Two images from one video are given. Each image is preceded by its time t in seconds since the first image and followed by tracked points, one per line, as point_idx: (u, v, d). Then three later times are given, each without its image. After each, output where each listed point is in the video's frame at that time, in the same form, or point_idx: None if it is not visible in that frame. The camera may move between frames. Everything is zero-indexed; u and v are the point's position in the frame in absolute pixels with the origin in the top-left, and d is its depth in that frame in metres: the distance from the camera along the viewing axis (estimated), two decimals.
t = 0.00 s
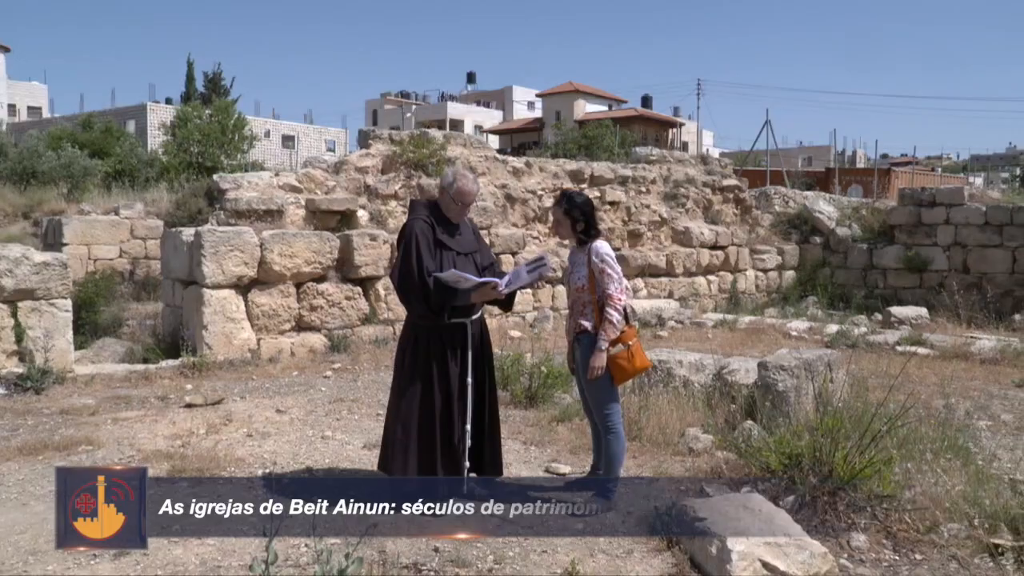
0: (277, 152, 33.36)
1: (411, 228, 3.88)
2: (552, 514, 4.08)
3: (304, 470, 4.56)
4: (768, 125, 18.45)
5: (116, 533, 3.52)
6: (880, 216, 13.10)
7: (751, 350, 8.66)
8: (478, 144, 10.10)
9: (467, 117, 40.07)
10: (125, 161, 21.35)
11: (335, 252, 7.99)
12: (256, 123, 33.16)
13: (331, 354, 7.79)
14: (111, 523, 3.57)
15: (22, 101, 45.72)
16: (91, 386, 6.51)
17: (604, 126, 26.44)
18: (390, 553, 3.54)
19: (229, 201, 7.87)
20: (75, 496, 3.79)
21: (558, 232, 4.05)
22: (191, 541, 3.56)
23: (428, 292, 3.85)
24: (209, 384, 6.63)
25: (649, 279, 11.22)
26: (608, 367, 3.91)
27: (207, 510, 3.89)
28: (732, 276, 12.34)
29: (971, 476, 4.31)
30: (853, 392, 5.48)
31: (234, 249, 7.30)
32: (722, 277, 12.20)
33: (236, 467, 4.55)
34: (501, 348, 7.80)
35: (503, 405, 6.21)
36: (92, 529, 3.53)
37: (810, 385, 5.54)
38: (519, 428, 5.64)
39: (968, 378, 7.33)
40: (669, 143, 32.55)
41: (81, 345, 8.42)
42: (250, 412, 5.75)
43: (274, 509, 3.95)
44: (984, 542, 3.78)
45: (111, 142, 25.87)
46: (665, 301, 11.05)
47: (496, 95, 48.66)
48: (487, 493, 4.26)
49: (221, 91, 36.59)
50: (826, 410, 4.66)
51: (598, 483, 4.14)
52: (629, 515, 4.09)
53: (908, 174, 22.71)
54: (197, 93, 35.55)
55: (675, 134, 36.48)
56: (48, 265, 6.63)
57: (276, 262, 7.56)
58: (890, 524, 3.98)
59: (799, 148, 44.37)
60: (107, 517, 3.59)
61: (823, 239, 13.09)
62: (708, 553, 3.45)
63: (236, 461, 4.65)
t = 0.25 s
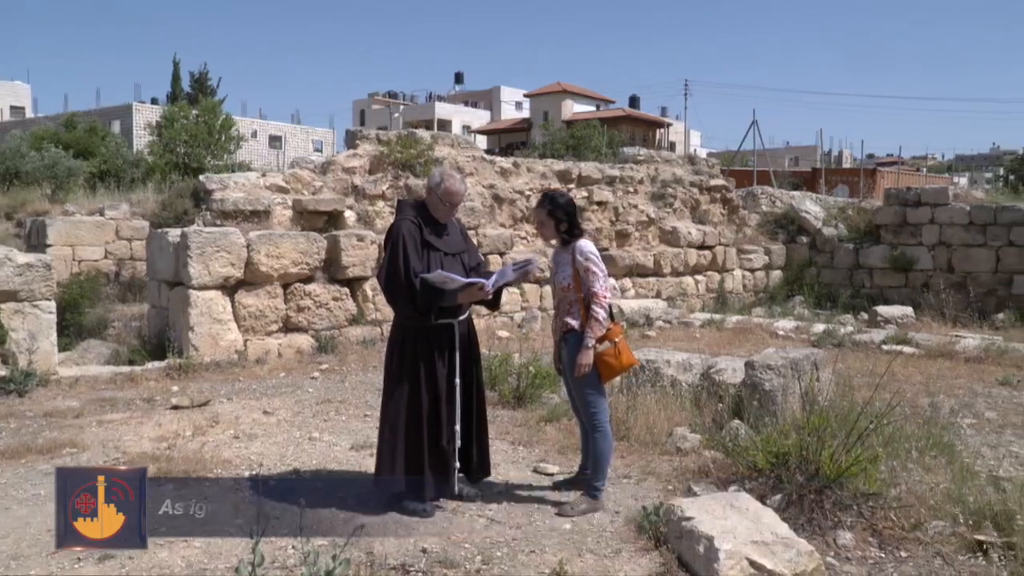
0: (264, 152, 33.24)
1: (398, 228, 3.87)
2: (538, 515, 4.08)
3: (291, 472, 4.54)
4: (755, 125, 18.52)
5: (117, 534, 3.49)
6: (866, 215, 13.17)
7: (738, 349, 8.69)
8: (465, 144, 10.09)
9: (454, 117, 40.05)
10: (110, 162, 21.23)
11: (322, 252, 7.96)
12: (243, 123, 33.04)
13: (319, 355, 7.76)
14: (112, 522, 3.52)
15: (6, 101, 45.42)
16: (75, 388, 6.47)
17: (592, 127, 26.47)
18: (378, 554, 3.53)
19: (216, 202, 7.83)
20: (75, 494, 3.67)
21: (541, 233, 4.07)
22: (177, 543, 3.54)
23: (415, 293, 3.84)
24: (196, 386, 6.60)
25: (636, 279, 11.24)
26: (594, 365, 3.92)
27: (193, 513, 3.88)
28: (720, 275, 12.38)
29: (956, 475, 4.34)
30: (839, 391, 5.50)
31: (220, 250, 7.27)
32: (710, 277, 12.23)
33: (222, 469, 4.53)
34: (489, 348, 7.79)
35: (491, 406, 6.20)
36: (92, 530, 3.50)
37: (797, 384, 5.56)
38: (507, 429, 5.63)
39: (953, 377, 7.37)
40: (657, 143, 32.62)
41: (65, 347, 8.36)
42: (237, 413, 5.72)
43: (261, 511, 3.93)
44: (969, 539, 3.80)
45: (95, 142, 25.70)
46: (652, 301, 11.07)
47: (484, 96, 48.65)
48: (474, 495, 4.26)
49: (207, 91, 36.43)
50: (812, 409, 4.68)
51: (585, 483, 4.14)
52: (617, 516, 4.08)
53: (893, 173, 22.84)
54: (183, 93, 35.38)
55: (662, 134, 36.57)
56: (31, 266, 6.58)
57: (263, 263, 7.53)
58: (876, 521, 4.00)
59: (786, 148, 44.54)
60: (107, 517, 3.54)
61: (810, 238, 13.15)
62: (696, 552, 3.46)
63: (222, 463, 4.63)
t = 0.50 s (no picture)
0: (248, 152, 33.09)
1: (383, 229, 3.86)
2: (522, 516, 4.07)
3: (275, 473, 4.52)
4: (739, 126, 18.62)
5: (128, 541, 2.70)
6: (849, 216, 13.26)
7: (723, 349, 8.72)
8: (450, 145, 10.08)
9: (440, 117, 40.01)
10: (92, 161, 21.08)
11: (306, 253, 7.93)
12: (227, 123, 32.88)
13: (303, 356, 7.73)
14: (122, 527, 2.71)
15: None
16: (56, 390, 6.41)
17: (577, 128, 26.53)
18: (362, 556, 3.52)
19: (199, 202, 7.78)
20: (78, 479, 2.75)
21: (522, 234, 4.07)
22: (159, 546, 3.51)
23: (399, 294, 3.83)
24: (179, 387, 6.55)
25: (621, 279, 11.26)
26: (578, 364, 3.93)
27: (175, 515, 3.85)
28: (704, 276, 12.42)
29: (936, 474, 4.38)
30: (822, 391, 5.53)
31: (203, 250, 7.23)
32: (694, 278, 12.27)
33: (205, 471, 4.50)
34: (474, 349, 7.78)
35: (476, 406, 6.20)
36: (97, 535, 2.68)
37: (780, 384, 5.58)
38: (492, 429, 5.63)
39: (935, 376, 7.44)
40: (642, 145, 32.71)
41: (46, 349, 8.28)
42: (220, 415, 5.69)
43: (243, 514, 3.90)
44: (949, 537, 3.84)
45: (77, 142, 25.50)
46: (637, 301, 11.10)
47: (469, 96, 48.64)
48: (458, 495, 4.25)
49: (190, 91, 36.23)
50: (796, 409, 4.70)
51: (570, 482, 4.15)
52: (601, 516, 4.09)
53: (876, 175, 23.02)
54: (166, 93, 35.18)
55: (647, 135, 36.68)
56: (11, 267, 6.52)
57: (246, 263, 7.49)
58: (858, 520, 4.03)
59: (770, 149, 44.78)
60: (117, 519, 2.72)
61: (793, 239, 13.23)
62: (680, 552, 3.47)
63: (205, 465, 4.60)
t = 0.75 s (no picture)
0: (229, 153, 32.89)
1: (366, 231, 3.85)
2: (506, 517, 4.07)
3: (257, 476, 4.50)
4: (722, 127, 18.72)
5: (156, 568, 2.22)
6: (830, 217, 13.34)
7: (706, 350, 8.76)
8: (434, 146, 10.07)
9: (423, 119, 39.97)
10: (71, 162, 20.89)
11: (289, 255, 7.90)
12: (208, 124, 32.69)
13: (286, 358, 7.69)
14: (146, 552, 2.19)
15: None
16: (34, 394, 6.34)
17: (560, 129, 26.57)
18: (345, 558, 3.51)
19: (180, 203, 7.73)
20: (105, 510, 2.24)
21: (501, 235, 4.07)
22: (140, 550, 3.49)
23: (382, 296, 3.82)
24: (160, 390, 6.51)
25: (605, 280, 11.29)
26: (561, 364, 3.94)
27: (156, 520, 3.82)
28: (687, 277, 12.47)
29: (916, 472, 4.41)
30: (804, 391, 5.56)
31: (185, 252, 7.18)
32: (677, 278, 12.31)
33: (187, 474, 4.47)
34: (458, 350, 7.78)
35: (459, 408, 6.19)
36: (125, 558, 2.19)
37: (762, 384, 5.61)
38: (476, 431, 5.62)
39: (915, 375, 7.50)
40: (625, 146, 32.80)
41: (24, 352, 8.19)
42: (202, 418, 5.65)
43: (225, 517, 3.88)
44: (929, 534, 3.88)
45: (56, 142, 25.24)
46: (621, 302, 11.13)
47: (452, 97, 48.60)
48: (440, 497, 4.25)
49: (171, 91, 35.98)
50: (778, 409, 4.73)
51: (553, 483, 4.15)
52: (584, 516, 4.10)
53: (857, 176, 23.21)
54: (146, 93, 34.91)
55: (630, 136, 36.78)
56: None
57: (229, 265, 7.45)
58: (840, 519, 4.06)
59: (753, 150, 45.03)
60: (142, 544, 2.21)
61: (775, 240, 13.30)
62: (663, 552, 3.48)
63: (187, 468, 4.57)
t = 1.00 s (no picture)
0: (211, 154, 32.72)
1: (349, 233, 3.84)
2: (490, 518, 4.07)
3: (240, 479, 4.48)
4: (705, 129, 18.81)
5: None
6: (812, 219, 13.43)
7: (689, 351, 8.79)
8: (417, 148, 10.06)
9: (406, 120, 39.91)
10: (50, 163, 20.73)
11: (271, 256, 7.86)
12: (190, 124, 32.52)
13: (268, 360, 7.66)
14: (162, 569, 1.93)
15: None
16: (13, 397, 6.28)
17: (544, 131, 26.60)
18: (328, 561, 3.49)
19: (162, 205, 7.68)
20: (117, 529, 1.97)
21: (483, 236, 4.06)
22: (120, 555, 3.46)
23: (365, 299, 3.81)
24: (141, 393, 6.46)
25: (588, 282, 11.31)
26: (545, 365, 3.95)
27: (136, 524, 3.79)
28: (670, 278, 12.51)
29: (896, 472, 4.45)
30: (786, 391, 5.59)
31: (166, 254, 7.14)
32: (661, 279, 12.35)
33: (168, 477, 4.44)
34: (442, 352, 7.76)
35: (443, 410, 6.19)
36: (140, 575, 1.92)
37: (745, 385, 5.63)
38: (459, 432, 5.62)
39: (895, 376, 7.56)
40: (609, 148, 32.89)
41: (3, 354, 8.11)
42: (183, 421, 5.62)
43: (206, 520, 3.85)
44: (909, 533, 3.91)
45: (35, 142, 25.03)
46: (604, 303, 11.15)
47: (436, 99, 48.56)
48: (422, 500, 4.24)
49: (152, 92, 35.76)
50: (760, 409, 4.76)
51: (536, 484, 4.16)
52: (568, 518, 4.10)
53: (838, 178, 23.38)
54: (127, 93, 34.67)
55: (614, 138, 36.86)
56: None
57: (211, 267, 7.41)
58: (821, 519, 4.08)
59: (736, 152, 45.27)
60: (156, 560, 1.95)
61: (758, 242, 13.37)
62: (646, 552, 3.49)
63: (167, 471, 4.54)
